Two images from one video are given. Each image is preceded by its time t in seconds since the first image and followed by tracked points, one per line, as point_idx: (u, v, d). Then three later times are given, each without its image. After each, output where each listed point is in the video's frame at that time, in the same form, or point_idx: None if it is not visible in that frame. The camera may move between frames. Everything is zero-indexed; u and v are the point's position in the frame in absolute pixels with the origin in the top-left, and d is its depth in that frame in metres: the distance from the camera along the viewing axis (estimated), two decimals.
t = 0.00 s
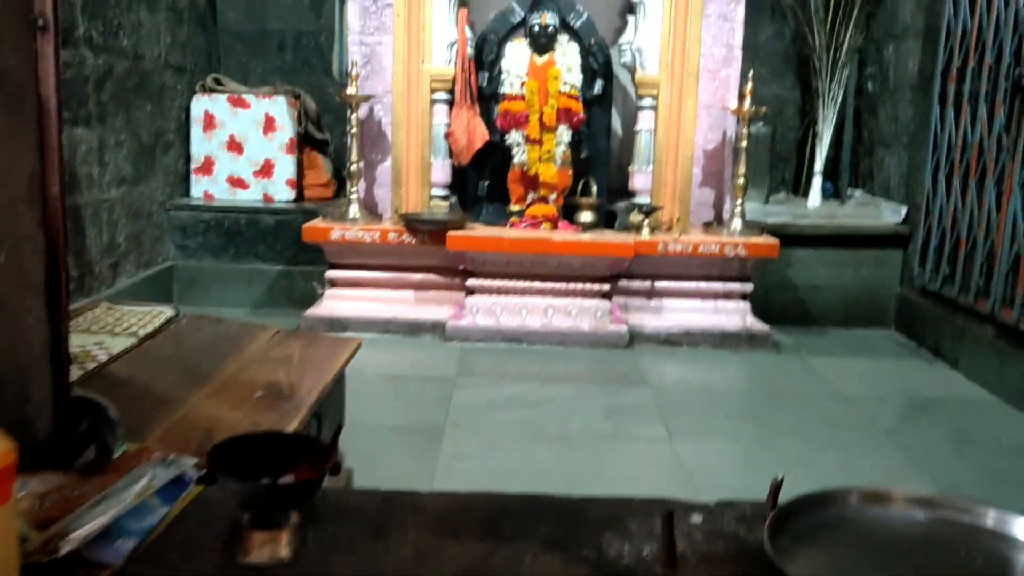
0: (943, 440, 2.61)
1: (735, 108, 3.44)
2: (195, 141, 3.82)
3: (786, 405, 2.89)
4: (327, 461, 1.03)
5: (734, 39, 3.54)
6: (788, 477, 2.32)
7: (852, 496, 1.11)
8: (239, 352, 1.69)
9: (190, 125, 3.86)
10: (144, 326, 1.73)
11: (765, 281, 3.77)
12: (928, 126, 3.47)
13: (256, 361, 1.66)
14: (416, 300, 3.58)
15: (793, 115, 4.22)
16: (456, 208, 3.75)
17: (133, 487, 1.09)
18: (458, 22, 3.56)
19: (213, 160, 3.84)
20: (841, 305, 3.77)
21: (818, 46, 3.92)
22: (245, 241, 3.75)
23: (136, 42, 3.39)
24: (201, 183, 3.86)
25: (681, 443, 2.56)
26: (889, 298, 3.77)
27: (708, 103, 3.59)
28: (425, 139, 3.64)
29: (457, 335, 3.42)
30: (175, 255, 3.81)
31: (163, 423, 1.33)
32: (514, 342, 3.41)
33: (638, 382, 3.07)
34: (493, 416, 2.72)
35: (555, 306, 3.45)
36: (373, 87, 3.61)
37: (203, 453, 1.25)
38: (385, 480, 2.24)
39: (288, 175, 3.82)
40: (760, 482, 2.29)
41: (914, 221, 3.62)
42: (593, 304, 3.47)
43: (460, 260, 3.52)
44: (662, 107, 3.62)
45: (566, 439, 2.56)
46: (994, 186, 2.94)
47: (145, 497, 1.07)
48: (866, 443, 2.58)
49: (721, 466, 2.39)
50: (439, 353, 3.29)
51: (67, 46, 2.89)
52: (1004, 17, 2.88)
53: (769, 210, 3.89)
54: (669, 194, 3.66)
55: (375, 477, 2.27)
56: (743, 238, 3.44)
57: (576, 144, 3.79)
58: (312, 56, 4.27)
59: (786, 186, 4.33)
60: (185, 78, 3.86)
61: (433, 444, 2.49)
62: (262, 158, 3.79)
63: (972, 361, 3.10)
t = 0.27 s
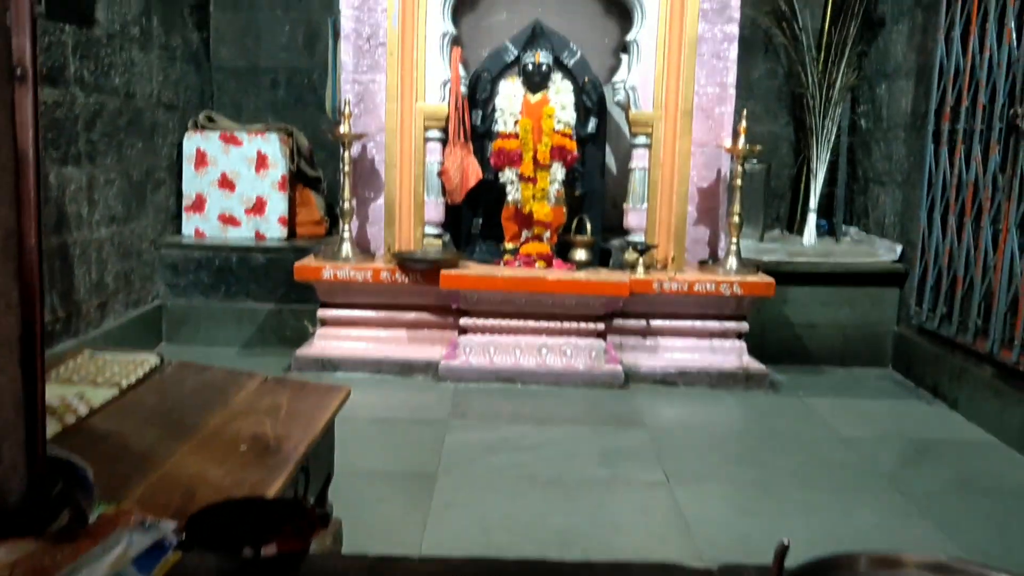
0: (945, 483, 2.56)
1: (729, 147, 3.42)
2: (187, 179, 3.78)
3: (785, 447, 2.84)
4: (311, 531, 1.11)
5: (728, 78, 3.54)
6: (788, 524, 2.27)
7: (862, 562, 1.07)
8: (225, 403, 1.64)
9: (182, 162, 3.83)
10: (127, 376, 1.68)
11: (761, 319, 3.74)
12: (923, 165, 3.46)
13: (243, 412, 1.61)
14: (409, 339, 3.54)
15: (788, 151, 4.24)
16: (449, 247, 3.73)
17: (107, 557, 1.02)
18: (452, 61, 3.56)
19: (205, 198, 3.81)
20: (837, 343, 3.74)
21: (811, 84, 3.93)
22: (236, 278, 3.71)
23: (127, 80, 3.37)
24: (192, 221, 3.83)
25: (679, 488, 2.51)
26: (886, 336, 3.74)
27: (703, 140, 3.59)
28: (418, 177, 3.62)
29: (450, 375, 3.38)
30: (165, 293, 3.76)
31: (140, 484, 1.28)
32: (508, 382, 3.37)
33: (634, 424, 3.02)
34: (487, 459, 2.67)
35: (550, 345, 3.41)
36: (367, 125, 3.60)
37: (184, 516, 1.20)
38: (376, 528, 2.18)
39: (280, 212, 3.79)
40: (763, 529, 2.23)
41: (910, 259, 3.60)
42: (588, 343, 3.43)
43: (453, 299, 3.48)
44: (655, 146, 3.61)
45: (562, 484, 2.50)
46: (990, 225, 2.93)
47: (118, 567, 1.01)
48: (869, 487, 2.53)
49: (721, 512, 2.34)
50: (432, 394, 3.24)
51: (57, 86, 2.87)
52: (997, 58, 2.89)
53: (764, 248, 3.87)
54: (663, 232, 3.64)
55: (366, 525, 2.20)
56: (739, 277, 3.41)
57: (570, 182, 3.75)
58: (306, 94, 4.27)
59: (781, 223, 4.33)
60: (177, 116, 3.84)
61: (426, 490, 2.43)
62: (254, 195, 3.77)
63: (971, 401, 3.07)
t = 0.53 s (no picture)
0: (954, 518, 2.51)
1: (729, 176, 3.40)
2: (183, 210, 3.74)
3: (790, 481, 2.78)
4: None
5: (726, 106, 3.54)
6: (795, 563, 2.21)
7: None
8: (215, 446, 1.59)
9: (177, 193, 3.79)
10: (117, 417, 1.64)
11: (762, 349, 3.69)
12: (923, 193, 3.44)
13: (234, 455, 1.56)
14: (406, 371, 3.48)
15: (787, 180, 4.23)
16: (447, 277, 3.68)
17: None
18: (450, 91, 3.58)
19: (201, 230, 3.77)
20: (840, 372, 3.70)
21: (810, 111, 3.92)
22: (232, 310, 3.67)
23: (123, 112, 3.35)
24: (188, 253, 3.79)
25: (683, 524, 2.45)
26: (889, 365, 3.69)
27: (702, 169, 3.58)
28: (416, 207, 3.59)
29: (449, 408, 3.32)
30: (160, 326, 3.72)
31: (127, 531, 1.23)
32: (507, 415, 3.31)
33: (636, 457, 2.97)
34: (486, 496, 2.61)
35: (549, 377, 3.36)
36: (364, 155, 3.58)
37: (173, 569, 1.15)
38: (372, 569, 2.12)
39: (276, 243, 3.76)
40: (769, 568, 2.17)
41: (913, 288, 3.57)
42: (588, 375, 3.38)
43: (452, 330, 3.43)
44: (654, 174, 3.59)
45: (563, 521, 2.44)
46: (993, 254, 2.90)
47: None
48: (876, 523, 2.47)
49: (727, 550, 2.28)
50: (430, 428, 3.19)
51: (50, 118, 2.86)
52: (997, 86, 2.88)
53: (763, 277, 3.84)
54: (663, 262, 3.61)
55: (362, 566, 2.14)
56: (740, 306, 3.36)
57: (569, 212, 3.70)
58: (303, 124, 4.26)
59: (781, 252, 4.30)
60: (173, 147, 3.82)
61: (424, 528, 2.37)
62: (250, 226, 3.74)
63: (976, 433, 3.02)
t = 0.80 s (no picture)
0: (962, 540, 2.46)
1: (727, 194, 3.38)
2: (177, 234, 3.71)
3: (795, 503, 2.73)
4: None
5: (724, 125, 3.53)
6: None
7: None
8: (206, 475, 1.54)
9: (172, 217, 3.77)
10: (104, 447, 1.59)
11: (763, 368, 3.65)
12: (923, 210, 3.43)
13: (224, 485, 1.51)
14: (403, 395, 3.44)
15: (786, 198, 4.23)
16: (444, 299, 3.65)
17: None
18: (445, 111, 3.55)
19: (196, 253, 3.74)
20: (843, 391, 3.66)
21: (807, 129, 3.90)
22: (226, 333, 3.62)
23: (116, 136, 3.33)
24: (183, 276, 3.76)
25: (686, 549, 2.40)
26: (891, 383, 3.66)
27: (700, 188, 3.56)
28: (411, 229, 3.56)
29: (446, 432, 3.28)
30: (154, 350, 3.67)
31: (112, 567, 1.19)
32: (506, 438, 3.27)
33: (637, 480, 2.92)
34: (485, 521, 2.56)
35: (549, 399, 3.31)
36: (360, 176, 3.55)
37: None
38: None
39: (272, 266, 3.72)
40: None
41: (914, 305, 3.54)
42: (587, 397, 3.33)
43: (449, 352, 3.38)
44: (652, 193, 3.56)
45: (564, 547, 2.39)
46: (995, 270, 2.87)
47: None
48: (883, 546, 2.42)
49: None
50: (428, 452, 3.14)
51: (42, 143, 2.83)
52: (995, 102, 2.87)
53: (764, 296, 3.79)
54: (662, 282, 3.57)
55: None
56: (740, 326, 3.33)
57: (566, 232, 3.71)
58: (299, 146, 4.25)
59: (780, 270, 4.28)
60: (167, 170, 3.79)
61: (421, 556, 2.32)
62: (245, 249, 3.70)
63: (982, 452, 2.98)
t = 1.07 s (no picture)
0: (966, 551, 2.42)
1: (724, 202, 3.34)
2: (169, 245, 3.66)
3: (796, 514, 2.69)
4: None
5: (720, 132, 3.49)
6: None
7: None
8: (194, 495, 1.51)
9: (164, 229, 3.72)
10: (86, 467, 1.58)
11: (762, 377, 3.62)
12: (922, 216, 3.39)
13: (212, 504, 1.48)
14: (398, 407, 3.39)
15: (783, 205, 4.20)
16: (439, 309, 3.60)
17: None
18: (438, 120, 3.51)
19: (188, 264, 3.69)
20: (842, 400, 3.62)
21: (804, 136, 3.87)
22: (219, 345, 3.58)
23: (107, 146, 3.29)
24: (174, 288, 3.70)
25: (686, 563, 2.35)
26: (891, 392, 3.62)
27: (697, 196, 3.51)
28: (406, 239, 3.54)
29: (442, 445, 3.23)
30: (146, 364, 3.63)
31: None
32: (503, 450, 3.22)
33: (636, 493, 2.87)
34: (482, 536, 2.51)
35: (546, 410, 3.27)
36: (353, 186, 3.51)
37: None
38: None
39: (265, 277, 3.69)
40: None
41: (914, 312, 3.51)
42: (585, 408, 3.29)
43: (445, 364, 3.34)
44: (648, 202, 3.54)
45: (562, 561, 2.35)
46: (996, 277, 2.84)
47: None
48: (886, 558, 2.37)
49: None
50: (423, 465, 3.09)
51: (31, 154, 2.80)
52: (994, 108, 2.84)
53: (763, 305, 3.74)
54: (660, 290, 3.56)
55: None
56: (739, 335, 3.29)
57: (562, 241, 3.65)
58: (292, 157, 4.22)
59: (778, 278, 4.26)
60: (159, 181, 3.75)
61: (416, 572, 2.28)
62: (238, 261, 3.67)
63: (984, 461, 2.94)
